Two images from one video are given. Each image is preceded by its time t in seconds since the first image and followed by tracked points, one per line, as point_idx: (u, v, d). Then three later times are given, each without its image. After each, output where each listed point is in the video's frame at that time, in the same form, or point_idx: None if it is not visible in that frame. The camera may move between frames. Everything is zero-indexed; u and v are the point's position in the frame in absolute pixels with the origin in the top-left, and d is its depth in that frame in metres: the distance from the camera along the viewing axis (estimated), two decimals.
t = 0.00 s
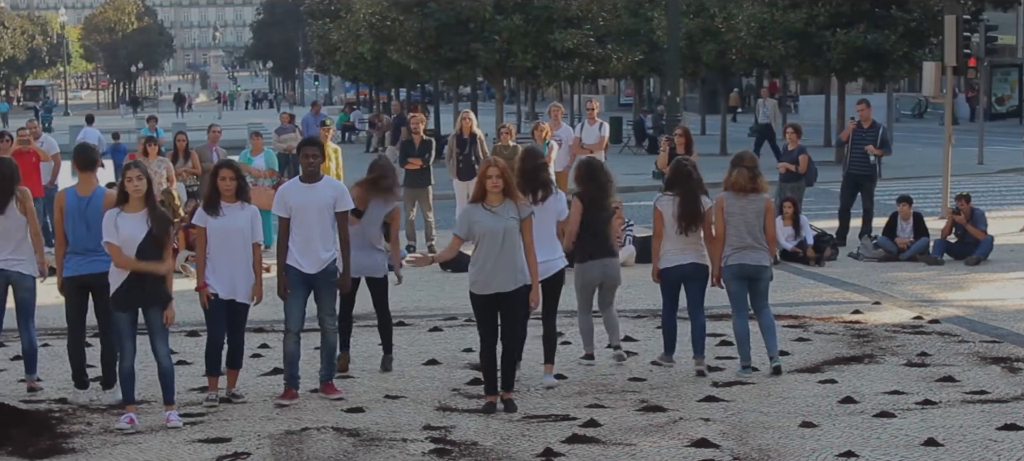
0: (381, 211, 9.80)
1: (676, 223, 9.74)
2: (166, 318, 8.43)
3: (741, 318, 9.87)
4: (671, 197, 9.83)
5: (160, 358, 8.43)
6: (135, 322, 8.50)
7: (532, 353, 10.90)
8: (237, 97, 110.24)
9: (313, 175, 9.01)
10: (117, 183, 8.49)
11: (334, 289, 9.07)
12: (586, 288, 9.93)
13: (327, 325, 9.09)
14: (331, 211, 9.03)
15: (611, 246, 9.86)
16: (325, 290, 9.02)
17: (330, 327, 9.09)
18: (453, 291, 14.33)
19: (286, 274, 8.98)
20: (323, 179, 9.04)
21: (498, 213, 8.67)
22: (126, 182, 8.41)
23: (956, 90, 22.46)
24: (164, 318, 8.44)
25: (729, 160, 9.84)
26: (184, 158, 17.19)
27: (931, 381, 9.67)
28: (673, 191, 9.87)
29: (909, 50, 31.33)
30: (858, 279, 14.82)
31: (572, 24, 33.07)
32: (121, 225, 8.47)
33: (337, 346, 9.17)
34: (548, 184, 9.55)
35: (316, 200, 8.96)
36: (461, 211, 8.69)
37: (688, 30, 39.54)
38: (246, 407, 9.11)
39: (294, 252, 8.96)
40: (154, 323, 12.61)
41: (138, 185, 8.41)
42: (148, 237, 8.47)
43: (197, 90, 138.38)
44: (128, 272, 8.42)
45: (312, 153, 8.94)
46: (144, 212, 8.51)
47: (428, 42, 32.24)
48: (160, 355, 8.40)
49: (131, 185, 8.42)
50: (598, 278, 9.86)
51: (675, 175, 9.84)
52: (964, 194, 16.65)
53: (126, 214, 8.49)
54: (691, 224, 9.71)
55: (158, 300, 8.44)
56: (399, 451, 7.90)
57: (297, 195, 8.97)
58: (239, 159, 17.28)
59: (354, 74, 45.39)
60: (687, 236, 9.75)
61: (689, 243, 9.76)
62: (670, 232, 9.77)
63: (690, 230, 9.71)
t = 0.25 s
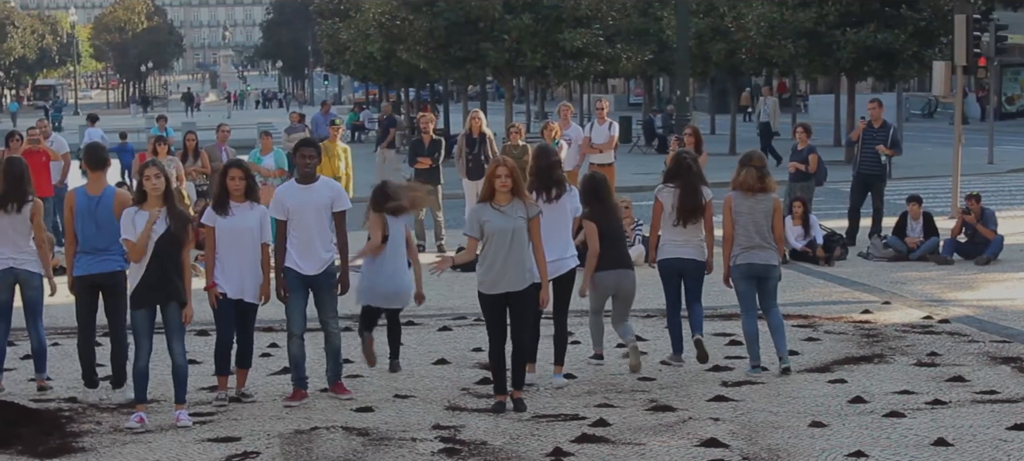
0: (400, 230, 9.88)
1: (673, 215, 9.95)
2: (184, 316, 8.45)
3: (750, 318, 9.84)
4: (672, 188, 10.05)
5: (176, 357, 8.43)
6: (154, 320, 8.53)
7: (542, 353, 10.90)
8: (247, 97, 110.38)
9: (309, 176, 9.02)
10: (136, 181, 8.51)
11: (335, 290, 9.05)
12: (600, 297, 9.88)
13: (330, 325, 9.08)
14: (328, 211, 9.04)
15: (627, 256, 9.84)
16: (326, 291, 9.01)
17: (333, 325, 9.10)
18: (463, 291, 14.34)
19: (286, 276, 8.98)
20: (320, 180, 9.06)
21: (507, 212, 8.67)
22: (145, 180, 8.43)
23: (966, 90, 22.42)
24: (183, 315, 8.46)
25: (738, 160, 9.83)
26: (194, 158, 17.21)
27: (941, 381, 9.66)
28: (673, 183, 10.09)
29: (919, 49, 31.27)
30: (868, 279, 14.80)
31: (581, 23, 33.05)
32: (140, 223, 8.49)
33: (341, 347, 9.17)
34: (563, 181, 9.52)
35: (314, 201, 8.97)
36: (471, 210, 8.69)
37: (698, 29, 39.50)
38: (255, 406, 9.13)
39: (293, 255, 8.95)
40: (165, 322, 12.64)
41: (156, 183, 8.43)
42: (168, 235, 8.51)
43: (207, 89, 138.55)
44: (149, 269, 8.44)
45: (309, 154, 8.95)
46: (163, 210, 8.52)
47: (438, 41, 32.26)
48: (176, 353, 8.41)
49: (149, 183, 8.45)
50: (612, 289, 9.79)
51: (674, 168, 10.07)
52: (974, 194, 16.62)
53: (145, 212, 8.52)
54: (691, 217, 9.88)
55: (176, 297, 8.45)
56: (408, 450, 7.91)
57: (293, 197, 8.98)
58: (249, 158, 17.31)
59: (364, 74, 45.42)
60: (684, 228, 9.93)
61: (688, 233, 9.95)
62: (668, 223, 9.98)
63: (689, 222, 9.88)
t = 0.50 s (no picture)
0: (407, 225, 9.44)
1: (684, 214, 9.93)
2: (199, 316, 8.48)
3: (762, 318, 9.83)
4: (681, 187, 10.03)
5: (190, 358, 8.46)
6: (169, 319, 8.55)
7: (553, 353, 10.91)
8: (258, 97, 110.54)
9: (309, 175, 9.02)
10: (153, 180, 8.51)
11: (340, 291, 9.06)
12: (619, 289, 9.75)
13: (337, 324, 9.10)
14: (329, 210, 9.05)
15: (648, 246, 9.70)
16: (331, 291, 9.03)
17: (341, 323, 9.10)
18: (474, 291, 14.36)
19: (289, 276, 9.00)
20: (321, 179, 9.07)
21: (520, 212, 8.69)
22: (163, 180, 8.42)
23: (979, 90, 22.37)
24: (198, 315, 8.49)
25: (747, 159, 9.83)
26: (206, 158, 17.25)
27: (952, 382, 9.65)
28: (681, 183, 10.08)
29: (931, 49, 31.21)
30: (879, 279, 14.79)
31: (593, 23, 33.05)
32: (158, 223, 8.52)
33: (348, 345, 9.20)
34: (571, 182, 9.57)
35: (316, 200, 8.99)
36: (484, 210, 8.67)
37: (709, 29, 39.48)
38: (266, 405, 9.15)
39: (296, 255, 8.98)
40: (177, 322, 12.67)
41: (174, 183, 8.42)
42: (184, 235, 8.53)
43: (218, 89, 138.78)
44: (165, 270, 8.48)
45: (311, 153, 8.97)
46: (181, 210, 8.54)
47: (449, 41, 32.28)
48: (191, 353, 8.44)
49: (167, 184, 8.44)
50: (629, 280, 9.70)
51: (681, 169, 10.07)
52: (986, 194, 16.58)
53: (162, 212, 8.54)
54: (701, 216, 9.92)
55: (192, 297, 8.49)
56: (419, 450, 7.92)
57: (295, 196, 8.97)
58: (260, 158, 17.34)
59: (375, 73, 45.46)
60: (695, 227, 9.96)
61: (699, 232, 9.98)
62: (678, 223, 9.96)
63: (699, 221, 9.92)
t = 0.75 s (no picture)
0: (423, 227, 9.25)
1: (703, 212, 9.93)
2: (215, 315, 8.49)
3: (773, 318, 9.83)
4: (696, 187, 10.03)
5: (205, 357, 8.47)
6: (184, 320, 8.56)
7: (563, 353, 10.92)
8: (269, 96, 110.66)
9: (319, 178, 8.91)
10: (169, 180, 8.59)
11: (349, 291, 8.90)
12: (631, 288, 9.64)
13: (346, 327, 8.91)
14: (338, 213, 8.95)
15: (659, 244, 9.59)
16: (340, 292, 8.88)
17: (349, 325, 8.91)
18: (485, 290, 14.38)
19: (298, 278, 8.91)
20: (330, 181, 8.97)
21: (534, 212, 8.71)
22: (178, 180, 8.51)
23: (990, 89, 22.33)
24: (215, 315, 8.49)
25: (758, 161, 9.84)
26: (217, 157, 17.29)
27: (964, 382, 9.64)
28: (695, 183, 10.08)
29: (943, 49, 31.17)
30: (891, 279, 14.77)
31: (604, 23, 33.07)
32: (174, 223, 8.61)
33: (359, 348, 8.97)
34: (577, 182, 9.52)
35: (327, 202, 8.89)
36: (498, 210, 8.68)
37: (721, 29, 39.46)
38: (277, 405, 9.17)
39: (306, 257, 8.88)
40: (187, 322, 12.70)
41: (189, 183, 8.52)
42: (198, 234, 8.58)
43: (229, 89, 138.99)
44: (179, 269, 8.52)
45: (321, 154, 8.88)
46: (197, 210, 8.62)
47: (460, 41, 32.34)
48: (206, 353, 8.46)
49: (182, 184, 8.53)
50: (640, 277, 9.57)
51: (692, 170, 10.08)
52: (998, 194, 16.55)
53: (178, 212, 8.63)
54: (716, 214, 9.93)
55: (207, 297, 8.50)
56: (430, 449, 7.94)
57: (307, 199, 8.90)
58: (272, 158, 17.37)
59: (386, 73, 45.48)
60: (713, 225, 9.96)
61: (715, 231, 9.99)
62: (698, 222, 9.95)
63: (716, 219, 9.93)
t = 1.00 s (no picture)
0: (445, 222, 9.02)
1: (719, 209, 9.93)
2: (227, 316, 8.52)
3: (786, 318, 9.83)
4: (711, 185, 10.02)
5: (216, 357, 8.50)
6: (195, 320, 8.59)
7: (574, 353, 10.92)
8: (280, 96, 110.77)
9: (339, 181, 8.94)
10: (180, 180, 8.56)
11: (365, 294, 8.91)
12: (635, 286, 9.57)
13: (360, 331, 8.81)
14: (359, 218, 8.96)
15: (663, 243, 9.56)
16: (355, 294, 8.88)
17: (361, 329, 8.83)
18: (497, 290, 14.39)
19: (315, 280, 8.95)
20: (351, 185, 8.99)
21: (548, 212, 8.72)
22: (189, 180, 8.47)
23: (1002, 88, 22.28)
24: (225, 316, 8.52)
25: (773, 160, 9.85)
26: (228, 157, 17.31)
27: (975, 382, 9.63)
28: (710, 182, 10.06)
29: (955, 49, 31.12)
30: (902, 279, 14.75)
31: (615, 23, 33.06)
32: (184, 223, 8.57)
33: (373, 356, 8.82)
34: (583, 182, 9.50)
35: (345, 207, 8.90)
36: (512, 208, 8.73)
37: (732, 29, 39.41)
38: (287, 404, 9.19)
39: (322, 260, 8.87)
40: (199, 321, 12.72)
41: (200, 184, 8.48)
42: (208, 234, 8.56)
43: (240, 89, 139.17)
44: (190, 270, 8.53)
45: (342, 156, 8.87)
46: (207, 210, 8.59)
47: (472, 41, 32.34)
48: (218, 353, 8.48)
49: (193, 184, 8.49)
50: (646, 277, 9.54)
51: (706, 168, 10.06)
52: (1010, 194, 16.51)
53: (190, 211, 8.59)
54: (732, 211, 9.94)
55: (218, 298, 8.52)
56: (441, 449, 7.95)
57: (325, 202, 8.92)
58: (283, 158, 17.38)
59: (397, 73, 45.50)
60: (728, 223, 9.97)
61: (730, 229, 10.00)
62: (714, 220, 9.95)
63: (731, 216, 9.93)
